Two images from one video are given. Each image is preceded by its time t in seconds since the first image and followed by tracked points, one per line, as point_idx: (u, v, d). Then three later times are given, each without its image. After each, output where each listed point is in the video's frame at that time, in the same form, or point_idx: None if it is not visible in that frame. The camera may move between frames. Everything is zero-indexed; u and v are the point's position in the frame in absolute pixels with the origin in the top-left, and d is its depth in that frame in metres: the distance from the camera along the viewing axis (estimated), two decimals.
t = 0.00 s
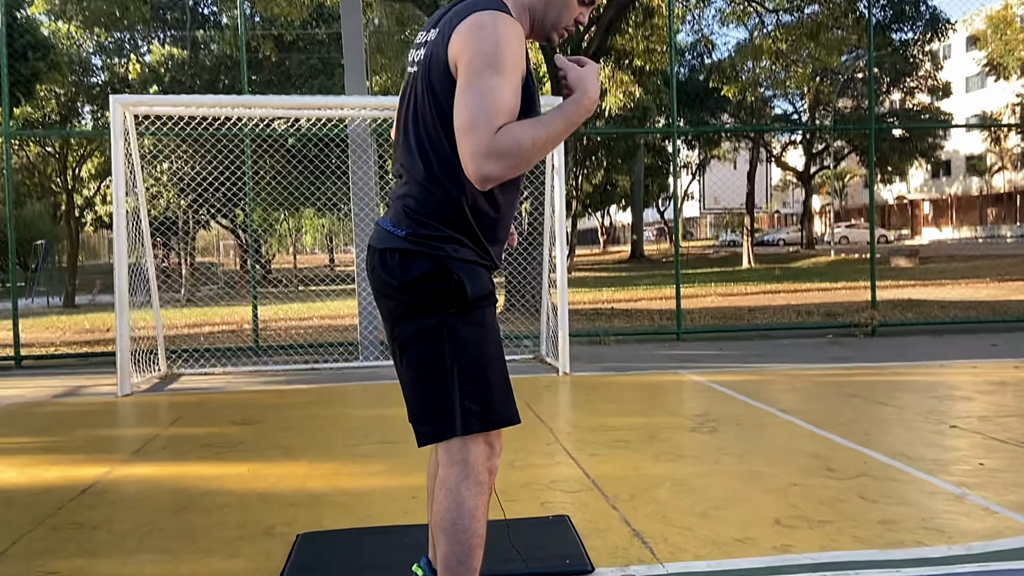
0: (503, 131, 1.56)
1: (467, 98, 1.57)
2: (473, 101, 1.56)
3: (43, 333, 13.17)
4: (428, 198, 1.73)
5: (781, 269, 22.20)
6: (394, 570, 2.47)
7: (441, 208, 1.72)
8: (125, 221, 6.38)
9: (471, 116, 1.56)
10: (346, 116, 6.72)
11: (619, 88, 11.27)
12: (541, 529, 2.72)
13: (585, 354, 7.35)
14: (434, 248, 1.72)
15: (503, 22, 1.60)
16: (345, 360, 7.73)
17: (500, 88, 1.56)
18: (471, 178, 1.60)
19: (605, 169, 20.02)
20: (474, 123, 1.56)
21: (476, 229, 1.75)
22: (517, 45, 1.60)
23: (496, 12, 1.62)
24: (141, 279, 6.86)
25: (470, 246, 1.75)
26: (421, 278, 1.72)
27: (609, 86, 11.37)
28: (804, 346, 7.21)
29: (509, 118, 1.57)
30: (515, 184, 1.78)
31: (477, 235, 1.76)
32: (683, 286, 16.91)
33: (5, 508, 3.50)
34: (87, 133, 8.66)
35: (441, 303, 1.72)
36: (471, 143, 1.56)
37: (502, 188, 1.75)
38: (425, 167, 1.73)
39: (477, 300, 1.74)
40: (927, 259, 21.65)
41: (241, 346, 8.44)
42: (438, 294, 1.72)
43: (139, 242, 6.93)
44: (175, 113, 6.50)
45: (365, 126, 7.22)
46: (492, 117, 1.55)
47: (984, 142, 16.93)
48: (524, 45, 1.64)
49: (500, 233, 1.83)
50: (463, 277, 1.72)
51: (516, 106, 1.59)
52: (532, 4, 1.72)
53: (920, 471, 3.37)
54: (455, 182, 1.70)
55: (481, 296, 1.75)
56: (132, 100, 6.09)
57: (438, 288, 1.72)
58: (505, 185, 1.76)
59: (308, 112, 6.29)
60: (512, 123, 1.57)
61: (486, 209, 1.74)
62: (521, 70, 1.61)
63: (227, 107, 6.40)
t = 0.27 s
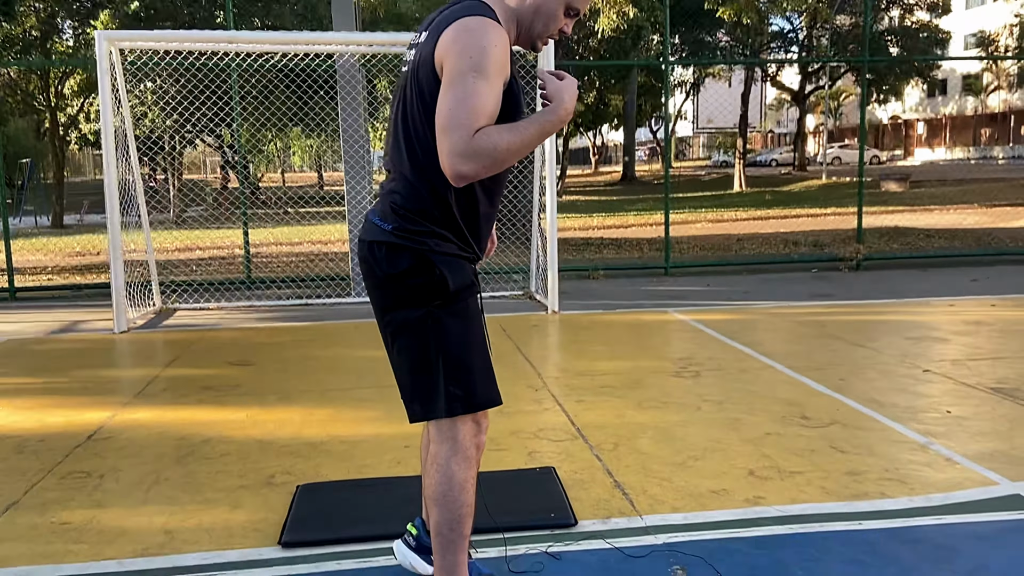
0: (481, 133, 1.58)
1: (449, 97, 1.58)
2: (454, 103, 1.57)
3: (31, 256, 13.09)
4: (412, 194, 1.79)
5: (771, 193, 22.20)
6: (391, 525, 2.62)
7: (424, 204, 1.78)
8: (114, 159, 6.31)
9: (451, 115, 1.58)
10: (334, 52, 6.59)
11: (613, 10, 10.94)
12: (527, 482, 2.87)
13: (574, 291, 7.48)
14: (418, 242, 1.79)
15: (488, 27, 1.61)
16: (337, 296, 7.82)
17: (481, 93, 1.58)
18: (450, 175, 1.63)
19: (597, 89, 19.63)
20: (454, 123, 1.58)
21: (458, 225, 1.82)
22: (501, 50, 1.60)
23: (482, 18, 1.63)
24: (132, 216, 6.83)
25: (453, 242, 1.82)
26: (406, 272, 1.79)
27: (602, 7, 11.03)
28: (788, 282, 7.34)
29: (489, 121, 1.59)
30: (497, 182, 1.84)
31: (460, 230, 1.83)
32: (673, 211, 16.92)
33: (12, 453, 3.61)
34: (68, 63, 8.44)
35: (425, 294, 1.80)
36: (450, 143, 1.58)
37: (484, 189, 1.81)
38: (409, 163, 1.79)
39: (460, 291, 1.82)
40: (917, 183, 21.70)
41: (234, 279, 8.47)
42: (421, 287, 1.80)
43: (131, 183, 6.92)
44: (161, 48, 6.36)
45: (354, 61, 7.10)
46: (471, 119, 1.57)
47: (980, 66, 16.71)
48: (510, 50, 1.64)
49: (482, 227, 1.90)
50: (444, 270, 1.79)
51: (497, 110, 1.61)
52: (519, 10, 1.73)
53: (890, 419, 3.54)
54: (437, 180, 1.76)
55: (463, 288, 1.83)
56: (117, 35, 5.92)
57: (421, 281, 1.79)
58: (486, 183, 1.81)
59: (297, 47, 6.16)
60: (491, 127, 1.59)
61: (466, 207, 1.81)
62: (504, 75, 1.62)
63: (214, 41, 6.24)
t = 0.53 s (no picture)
0: (451, 99, 1.70)
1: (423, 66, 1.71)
2: (426, 71, 1.70)
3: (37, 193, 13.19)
4: (392, 159, 1.95)
5: (776, 137, 22.07)
6: (385, 462, 2.85)
7: (402, 169, 1.94)
8: (119, 102, 6.42)
9: (424, 81, 1.71)
10: None
11: None
12: (512, 425, 3.08)
13: (570, 238, 7.62)
14: (397, 203, 1.95)
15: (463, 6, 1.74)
16: (338, 240, 7.99)
17: (453, 64, 1.70)
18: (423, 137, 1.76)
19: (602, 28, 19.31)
20: (425, 89, 1.71)
21: (434, 187, 1.96)
22: (473, 26, 1.73)
23: None
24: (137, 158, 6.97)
25: (430, 203, 1.96)
26: (388, 230, 1.95)
27: None
28: (781, 232, 7.48)
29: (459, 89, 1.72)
30: (471, 148, 1.98)
31: (436, 192, 1.97)
32: (675, 156, 16.91)
33: (32, 390, 3.83)
34: None
35: (405, 251, 1.95)
36: (422, 106, 1.71)
37: (457, 154, 1.96)
38: (390, 131, 1.95)
39: (438, 247, 1.96)
40: (923, 128, 21.53)
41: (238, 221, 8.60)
42: (402, 244, 1.95)
43: (137, 130, 7.06)
44: None
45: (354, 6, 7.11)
46: (442, 85, 1.69)
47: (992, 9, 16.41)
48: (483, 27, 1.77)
49: (460, 189, 2.04)
50: (422, 227, 1.94)
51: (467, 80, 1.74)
52: None
53: (861, 368, 3.72)
54: (414, 146, 1.91)
55: (441, 244, 1.98)
56: None
57: (402, 239, 1.95)
58: (460, 149, 1.96)
59: None
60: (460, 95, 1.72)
61: (441, 171, 1.95)
62: (476, 50, 1.75)
63: None
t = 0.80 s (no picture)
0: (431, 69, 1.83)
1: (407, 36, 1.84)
2: (411, 40, 1.83)
3: (48, 148, 13.34)
4: (390, 125, 2.08)
5: (786, 101, 21.92)
6: (382, 411, 3.03)
7: (399, 134, 2.07)
8: (128, 60, 6.55)
9: (408, 50, 1.84)
10: None
11: None
12: (503, 378, 3.26)
13: (570, 201, 7.74)
14: (396, 167, 2.08)
15: None
16: (343, 199, 8.13)
17: (437, 34, 1.83)
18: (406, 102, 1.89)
19: None
20: (409, 58, 1.84)
21: (430, 152, 2.10)
22: None
23: None
24: (146, 117, 7.09)
25: (427, 167, 2.10)
26: (387, 194, 2.09)
27: None
28: (779, 198, 7.59)
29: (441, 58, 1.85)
30: (461, 113, 2.11)
31: (433, 156, 2.11)
32: (682, 119, 16.87)
33: (51, 339, 4.02)
34: None
35: (404, 213, 2.10)
36: (405, 73, 1.84)
37: (448, 118, 2.09)
38: (386, 98, 2.08)
39: (434, 209, 2.11)
40: (935, 93, 21.33)
41: (245, 180, 8.74)
42: (401, 207, 2.09)
43: (146, 89, 7.18)
44: None
45: None
46: (424, 55, 1.83)
47: None
48: None
49: (454, 154, 2.17)
50: (419, 190, 2.08)
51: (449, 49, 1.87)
52: None
53: (841, 329, 3.87)
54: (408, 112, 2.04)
55: (437, 206, 2.12)
56: None
57: (401, 201, 2.09)
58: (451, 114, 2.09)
59: None
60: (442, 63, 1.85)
61: (435, 136, 2.09)
62: (459, 21, 1.87)
63: None
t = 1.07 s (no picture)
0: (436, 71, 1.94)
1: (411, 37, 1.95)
2: (414, 41, 1.94)
3: (55, 128, 13.44)
4: (394, 115, 2.19)
5: (790, 81, 21.89)
6: (386, 384, 3.18)
7: (403, 124, 2.19)
8: (135, 42, 6.65)
9: (412, 50, 1.95)
10: None
11: None
12: (502, 354, 3.40)
13: (571, 182, 7.85)
14: (399, 155, 2.20)
15: None
16: (347, 180, 8.25)
17: (438, 34, 1.94)
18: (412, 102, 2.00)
19: None
20: (415, 64, 1.95)
21: (431, 142, 2.21)
22: None
23: None
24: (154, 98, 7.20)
25: (429, 156, 2.21)
26: (390, 180, 2.21)
27: None
28: (778, 180, 7.70)
29: (443, 57, 1.96)
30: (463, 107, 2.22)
31: (434, 147, 2.22)
32: (686, 101, 16.90)
33: (67, 316, 4.16)
34: None
35: (406, 199, 2.22)
36: (409, 73, 1.95)
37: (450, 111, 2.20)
38: (390, 89, 2.18)
39: (435, 196, 2.23)
40: (940, 73, 21.29)
41: (251, 160, 8.84)
42: (403, 193, 2.21)
43: (152, 69, 7.27)
44: None
45: None
46: (428, 61, 1.93)
47: None
48: None
49: (456, 144, 2.28)
50: (421, 178, 2.20)
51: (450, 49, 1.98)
52: None
53: (830, 308, 3.99)
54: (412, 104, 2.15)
55: (438, 193, 2.24)
56: None
57: (403, 188, 2.21)
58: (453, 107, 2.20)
59: None
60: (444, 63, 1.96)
61: (437, 128, 2.20)
62: (459, 20, 1.98)
63: None
